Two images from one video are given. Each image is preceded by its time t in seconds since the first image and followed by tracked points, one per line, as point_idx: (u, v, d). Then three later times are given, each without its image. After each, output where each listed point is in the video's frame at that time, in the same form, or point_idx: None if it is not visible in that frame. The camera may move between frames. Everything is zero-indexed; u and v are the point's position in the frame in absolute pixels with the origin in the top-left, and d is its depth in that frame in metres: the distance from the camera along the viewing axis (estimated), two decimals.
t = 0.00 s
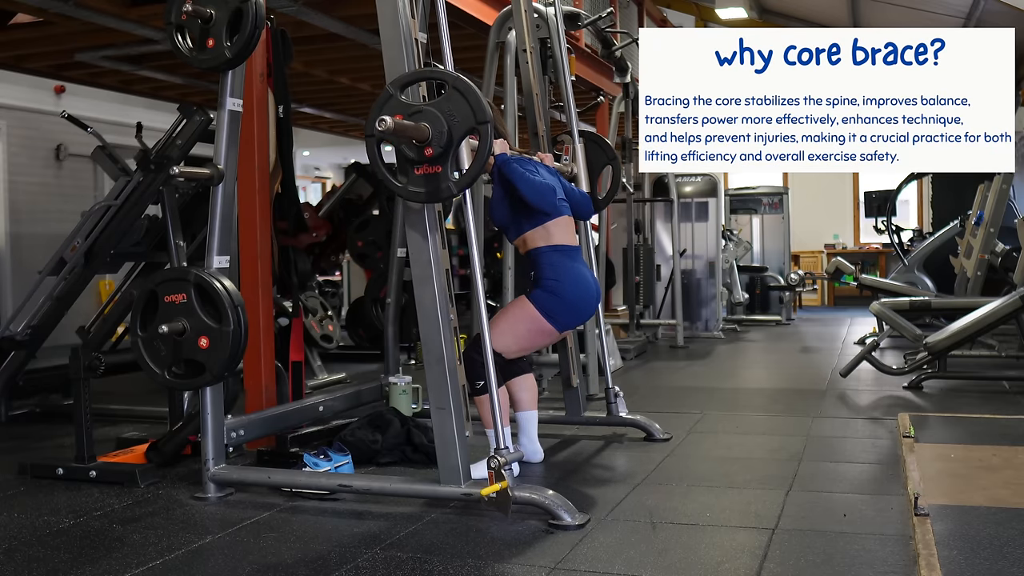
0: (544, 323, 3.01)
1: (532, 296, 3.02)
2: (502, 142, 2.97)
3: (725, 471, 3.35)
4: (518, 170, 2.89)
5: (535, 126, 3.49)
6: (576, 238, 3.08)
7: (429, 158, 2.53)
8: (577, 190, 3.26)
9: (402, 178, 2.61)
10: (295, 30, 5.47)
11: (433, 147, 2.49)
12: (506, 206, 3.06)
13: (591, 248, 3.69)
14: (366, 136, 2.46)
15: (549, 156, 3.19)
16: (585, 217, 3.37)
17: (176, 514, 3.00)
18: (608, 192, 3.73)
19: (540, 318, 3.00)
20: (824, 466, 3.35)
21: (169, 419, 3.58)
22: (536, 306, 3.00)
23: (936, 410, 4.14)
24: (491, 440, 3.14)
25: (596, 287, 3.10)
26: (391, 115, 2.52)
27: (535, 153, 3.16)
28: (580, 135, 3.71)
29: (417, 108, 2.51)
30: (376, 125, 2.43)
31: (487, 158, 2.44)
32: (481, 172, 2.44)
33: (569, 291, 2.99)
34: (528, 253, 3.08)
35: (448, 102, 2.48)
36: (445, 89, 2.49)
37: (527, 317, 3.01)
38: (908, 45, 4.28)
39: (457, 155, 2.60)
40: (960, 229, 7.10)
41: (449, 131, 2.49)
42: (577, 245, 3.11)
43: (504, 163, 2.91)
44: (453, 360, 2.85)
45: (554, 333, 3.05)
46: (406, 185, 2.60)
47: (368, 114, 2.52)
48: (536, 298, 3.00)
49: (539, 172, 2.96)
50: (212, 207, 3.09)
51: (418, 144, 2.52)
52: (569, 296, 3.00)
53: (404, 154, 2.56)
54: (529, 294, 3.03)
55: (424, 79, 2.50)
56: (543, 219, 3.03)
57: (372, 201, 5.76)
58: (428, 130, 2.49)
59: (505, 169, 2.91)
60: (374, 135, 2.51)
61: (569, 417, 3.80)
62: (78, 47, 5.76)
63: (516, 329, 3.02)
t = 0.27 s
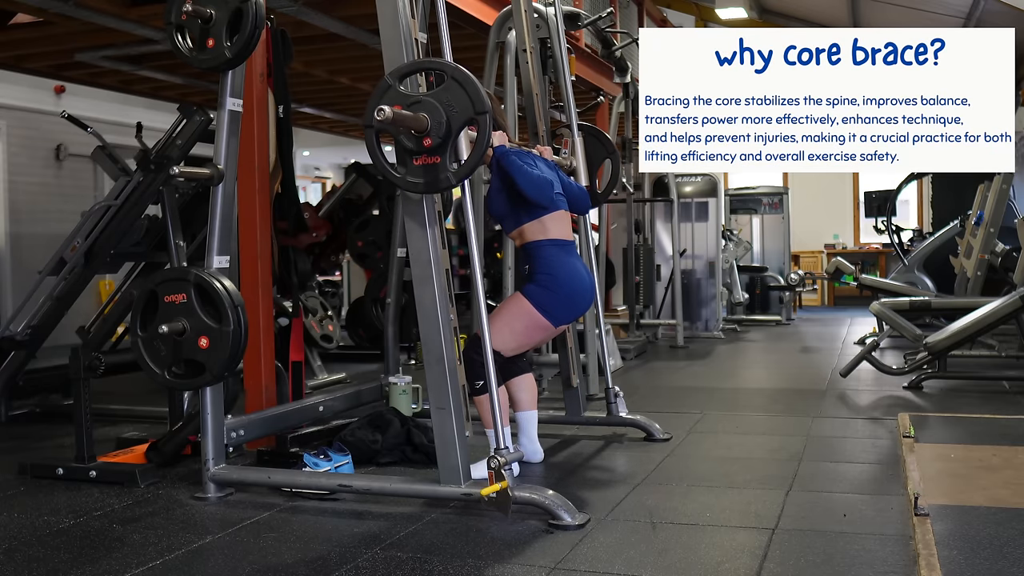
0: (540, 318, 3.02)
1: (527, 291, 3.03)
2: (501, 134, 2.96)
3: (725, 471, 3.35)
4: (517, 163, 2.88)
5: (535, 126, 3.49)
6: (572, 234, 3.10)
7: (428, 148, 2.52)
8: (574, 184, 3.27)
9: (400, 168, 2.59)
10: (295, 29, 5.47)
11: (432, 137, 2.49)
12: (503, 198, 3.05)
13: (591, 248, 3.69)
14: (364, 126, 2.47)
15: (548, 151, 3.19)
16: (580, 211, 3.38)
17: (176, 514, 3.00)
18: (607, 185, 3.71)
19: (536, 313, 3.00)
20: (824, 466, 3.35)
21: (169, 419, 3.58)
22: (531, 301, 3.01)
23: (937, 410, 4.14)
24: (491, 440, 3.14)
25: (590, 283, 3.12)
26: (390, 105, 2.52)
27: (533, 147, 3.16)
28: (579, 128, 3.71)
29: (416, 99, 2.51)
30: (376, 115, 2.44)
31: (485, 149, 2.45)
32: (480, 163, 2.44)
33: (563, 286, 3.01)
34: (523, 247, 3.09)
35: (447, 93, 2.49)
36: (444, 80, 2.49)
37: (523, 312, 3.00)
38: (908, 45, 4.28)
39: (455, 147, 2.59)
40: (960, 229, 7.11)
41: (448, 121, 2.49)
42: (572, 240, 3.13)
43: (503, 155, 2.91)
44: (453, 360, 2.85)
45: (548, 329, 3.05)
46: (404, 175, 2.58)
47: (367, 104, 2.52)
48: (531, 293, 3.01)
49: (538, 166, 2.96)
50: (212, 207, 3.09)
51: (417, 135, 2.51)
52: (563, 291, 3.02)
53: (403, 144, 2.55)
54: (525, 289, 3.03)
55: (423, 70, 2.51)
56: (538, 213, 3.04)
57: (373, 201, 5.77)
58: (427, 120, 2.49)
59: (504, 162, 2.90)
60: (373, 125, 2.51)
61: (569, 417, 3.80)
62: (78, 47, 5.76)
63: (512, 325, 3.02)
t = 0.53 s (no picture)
0: (539, 315, 3.01)
1: (527, 288, 3.02)
2: (500, 130, 2.96)
3: (725, 471, 3.35)
4: (516, 159, 2.88)
5: (535, 126, 3.49)
6: (571, 230, 3.10)
7: (427, 143, 2.53)
8: (574, 181, 3.27)
9: (400, 163, 2.62)
10: (294, 28, 5.47)
11: (431, 132, 2.49)
12: (503, 194, 3.05)
13: (591, 247, 3.69)
14: (364, 121, 2.48)
15: (547, 147, 3.18)
16: (580, 208, 3.37)
17: (176, 514, 3.00)
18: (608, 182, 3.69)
19: (535, 310, 3.00)
20: (823, 466, 3.35)
21: (169, 419, 3.59)
22: (530, 298, 3.00)
23: (937, 410, 4.14)
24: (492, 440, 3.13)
25: (589, 280, 3.12)
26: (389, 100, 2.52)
27: (533, 143, 3.15)
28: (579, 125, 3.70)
29: (415, 94, 2.50)
30: (375, 109, 2.44)
31: (484, 145, 2.44)
32: (479, 159, 2.44)
33: (563, 283, 3.01)
34: (523, 243, 3.08)
35: (446, 87, 2.48)
36: (444, 75, 2.49)
37: (522, 309, 3.00)
38: (908, 45, 4.28)
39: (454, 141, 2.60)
40: (960, 229, 7.11)
41: (447, 116, 2.48)
42: (571, 236, 3.13)
43: (502, 151, 2.90)
44: (453, 361, 2.85)
45: (548, 326, 3.05)
46: (404, 170, 2.60)
47: (367, 99, 2.53)
48: (531, 290, 3.01)
49: (537, 161, 2.95)
50: (212, 207, 3.09)
51: (416, 130, 2.52)
52: (562, 288, 3.01)
53: (402, 139, 2.57)
54: (524, 286, 3.03)
55: (422, 65, 2.51)
56: (538, 209, 3.04)
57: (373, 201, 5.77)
58: (426, 115, 2.49)
59: (504, 157, 2.90)
60: (372, 121, 2.53)
61: (569, 417, 3.80)
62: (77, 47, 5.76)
63: (512, 323, 3.02)
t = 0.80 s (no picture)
0: (539, 310, 3.01)
1: (526, 283, 3.02)
2: (500, 123, 2.95)
3: (725, 471, 3.35)
4: (516, 151, 2.87)
5: (535, 125, 3.49)
6: (569, 223, 3.11)
7: (426, 136, 2.52)
8: (573, 175, 3.27)
9: (399, 157, 2.60)
10: (293, 28, 5.46)
11: (430, 125, 2.49)
12: (502, 187, 3.05)
13: (591, 248, 3.69)
14: (363, 113, 2.49)
15: (547, 142, 3.18)
16: (580, 202, 3.37)
17: (176, 514, 3.00)
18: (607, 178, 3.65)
19: (535, 304, 3.00)
20: (823, 466, 3.36)
21: (169, 419, 3.59)
22: (530, 293, 3.00)
23: (937, 410, 4.14)
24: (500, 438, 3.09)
25: (588, 274, 3.12)
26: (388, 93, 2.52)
27: (532, 137, 3.15)
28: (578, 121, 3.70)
29: (414, 86, 2.51)
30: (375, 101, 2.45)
31: (483, 137, 2.44)
32: (477, 152, 2.44)
33: (562, 277, 3.01)
34: (522, 236, 3.08)
35: (446, 80, 2.48)
36: (443, 68, 2.49)
37: (522, 303, 3.00)
38: (908, 45, 4.28)
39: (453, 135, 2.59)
40: (960, 229, 7.10)
41: (446, 109, 2.49)
42: (569, 230, 3.13)
43: (502, 143, 2.90)
44: (453, 361, 2.85)
45: (548, 321, 3.04)
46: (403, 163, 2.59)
47: (366, 91, 2.53)
48: (530, 284, 3.00)
49: (537, 154, 2.95)
50: (212, 207, 3.09)
51: (415, 122, 2.52)
52: (561, 282, 3.01)
53: (401, 132, 2.56)
54: (524, 280, 3.03)
55: (422, 58, 2.51)
56: (537, 202, 3.04)
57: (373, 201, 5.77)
58: (426, 108, 2.50)
59: (503, 150, 2.89)
60: (371, 113, 2.52)
61: (569, 418, 3.80)
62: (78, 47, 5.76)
63: (511, 317, 3.01)
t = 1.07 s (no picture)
0: (538, 303, 3.01)
1: (525, 277, 3.02)
2: (499, 116, 2.95)
3: (724, 471, 3.35)
4: (515, 143, 2.87)
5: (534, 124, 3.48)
6: (567, 217, 3.11)
7: (425, 126, 2.53)
8: (572, 168, 3.26)
9: (397, 146, 2.61)
10: (294, 30, 5.47)
11: (428, 114, 2.50)
12: (501, 180, 3.05)
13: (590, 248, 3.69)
14: (362, 103, 2.52)
15: (545, 135, 3.17)
16: (578, 195, 3.37)
17: (176, 514, 3.00)
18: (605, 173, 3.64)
19: (534, 297, 3.00)
20: (823, 466, 3.36)
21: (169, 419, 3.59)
22: (528, 287, 3.00)
23: (937, 410, 4.14)
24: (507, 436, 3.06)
25: (586, 267, 3.12)
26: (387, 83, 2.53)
27: (532, 130, 3.14)
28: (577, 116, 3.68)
29: (413, 76, 2.52)
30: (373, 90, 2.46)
31: (482, 127, 2.45)
32: (476, 142, 2.44)
33: (560, 270, 3.01)
34: (520, 229, 3.08)
35: (444, 70, 2.49)
36: (441, 58, 2.50)
37: (520, 296, 3.00)
38: (908, 45, 4.28)
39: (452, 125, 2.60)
40: (959, 229, 7.10)
41: (445, 99, 2.49)
42: (567, 224, 3.13)
43: (500, 136, 2.89)
44: (453, 361, 2.85)
45: (547, 315, 3.05)
46: (401, 153, 2.60)
47: (365, 81, 2.54)
48: (529, 278, 3.00)
49: (535, 147, 2.95)
50: (212, 207, 3.09)
51: (414, 112, 2.52)
52: (560, 275, 3.01)
53: (400, 122, 2.57)
54: (522, 274, 3.03)
55: (420, 47, 2.52)
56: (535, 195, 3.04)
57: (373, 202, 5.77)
58: (424, 97, 2.50)
59: (502, 142, 2.89)
60: (371, 103, 2.54)
61: (569, 418, 3.80)
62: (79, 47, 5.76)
63: (511, 312, 3.01)
